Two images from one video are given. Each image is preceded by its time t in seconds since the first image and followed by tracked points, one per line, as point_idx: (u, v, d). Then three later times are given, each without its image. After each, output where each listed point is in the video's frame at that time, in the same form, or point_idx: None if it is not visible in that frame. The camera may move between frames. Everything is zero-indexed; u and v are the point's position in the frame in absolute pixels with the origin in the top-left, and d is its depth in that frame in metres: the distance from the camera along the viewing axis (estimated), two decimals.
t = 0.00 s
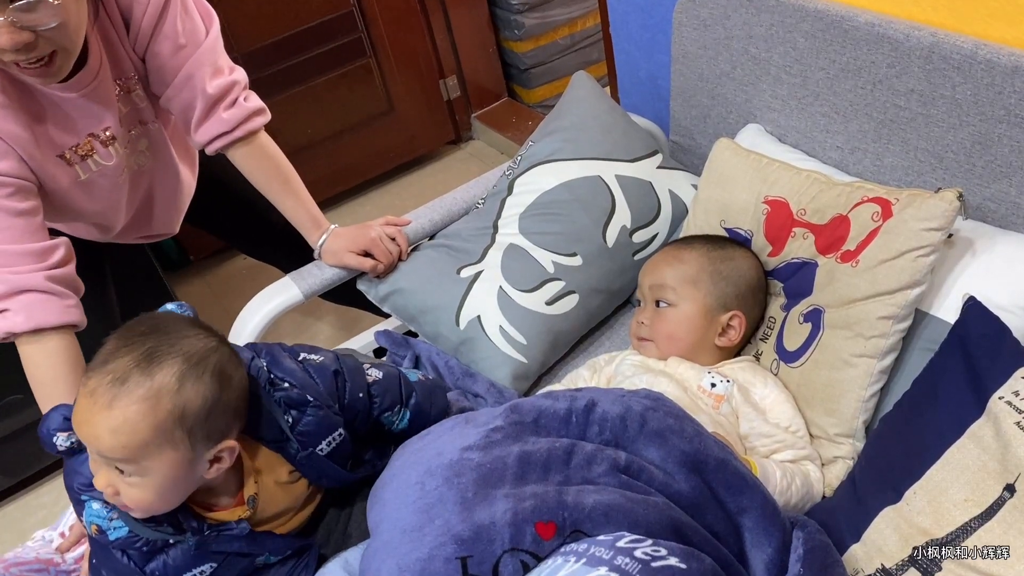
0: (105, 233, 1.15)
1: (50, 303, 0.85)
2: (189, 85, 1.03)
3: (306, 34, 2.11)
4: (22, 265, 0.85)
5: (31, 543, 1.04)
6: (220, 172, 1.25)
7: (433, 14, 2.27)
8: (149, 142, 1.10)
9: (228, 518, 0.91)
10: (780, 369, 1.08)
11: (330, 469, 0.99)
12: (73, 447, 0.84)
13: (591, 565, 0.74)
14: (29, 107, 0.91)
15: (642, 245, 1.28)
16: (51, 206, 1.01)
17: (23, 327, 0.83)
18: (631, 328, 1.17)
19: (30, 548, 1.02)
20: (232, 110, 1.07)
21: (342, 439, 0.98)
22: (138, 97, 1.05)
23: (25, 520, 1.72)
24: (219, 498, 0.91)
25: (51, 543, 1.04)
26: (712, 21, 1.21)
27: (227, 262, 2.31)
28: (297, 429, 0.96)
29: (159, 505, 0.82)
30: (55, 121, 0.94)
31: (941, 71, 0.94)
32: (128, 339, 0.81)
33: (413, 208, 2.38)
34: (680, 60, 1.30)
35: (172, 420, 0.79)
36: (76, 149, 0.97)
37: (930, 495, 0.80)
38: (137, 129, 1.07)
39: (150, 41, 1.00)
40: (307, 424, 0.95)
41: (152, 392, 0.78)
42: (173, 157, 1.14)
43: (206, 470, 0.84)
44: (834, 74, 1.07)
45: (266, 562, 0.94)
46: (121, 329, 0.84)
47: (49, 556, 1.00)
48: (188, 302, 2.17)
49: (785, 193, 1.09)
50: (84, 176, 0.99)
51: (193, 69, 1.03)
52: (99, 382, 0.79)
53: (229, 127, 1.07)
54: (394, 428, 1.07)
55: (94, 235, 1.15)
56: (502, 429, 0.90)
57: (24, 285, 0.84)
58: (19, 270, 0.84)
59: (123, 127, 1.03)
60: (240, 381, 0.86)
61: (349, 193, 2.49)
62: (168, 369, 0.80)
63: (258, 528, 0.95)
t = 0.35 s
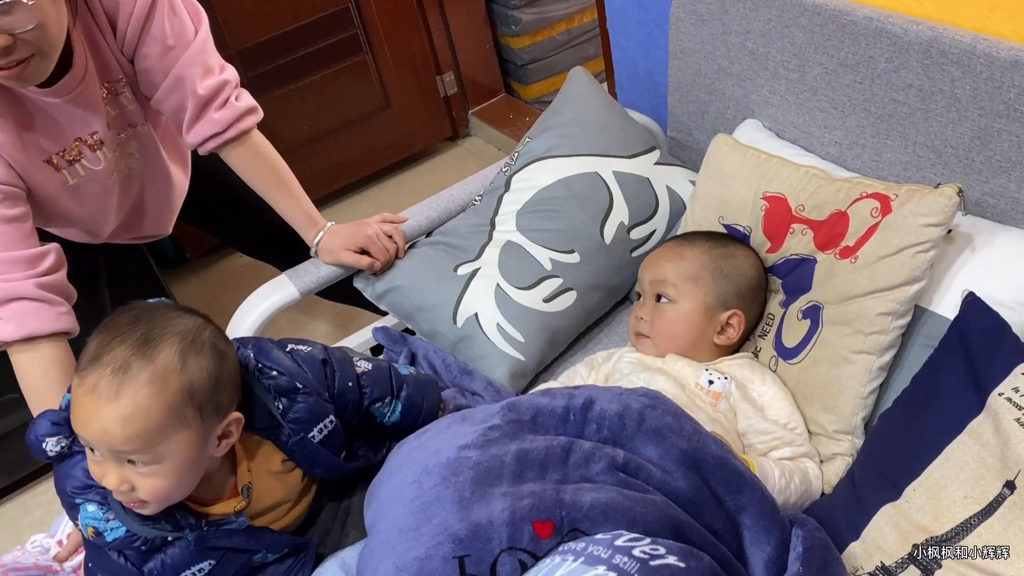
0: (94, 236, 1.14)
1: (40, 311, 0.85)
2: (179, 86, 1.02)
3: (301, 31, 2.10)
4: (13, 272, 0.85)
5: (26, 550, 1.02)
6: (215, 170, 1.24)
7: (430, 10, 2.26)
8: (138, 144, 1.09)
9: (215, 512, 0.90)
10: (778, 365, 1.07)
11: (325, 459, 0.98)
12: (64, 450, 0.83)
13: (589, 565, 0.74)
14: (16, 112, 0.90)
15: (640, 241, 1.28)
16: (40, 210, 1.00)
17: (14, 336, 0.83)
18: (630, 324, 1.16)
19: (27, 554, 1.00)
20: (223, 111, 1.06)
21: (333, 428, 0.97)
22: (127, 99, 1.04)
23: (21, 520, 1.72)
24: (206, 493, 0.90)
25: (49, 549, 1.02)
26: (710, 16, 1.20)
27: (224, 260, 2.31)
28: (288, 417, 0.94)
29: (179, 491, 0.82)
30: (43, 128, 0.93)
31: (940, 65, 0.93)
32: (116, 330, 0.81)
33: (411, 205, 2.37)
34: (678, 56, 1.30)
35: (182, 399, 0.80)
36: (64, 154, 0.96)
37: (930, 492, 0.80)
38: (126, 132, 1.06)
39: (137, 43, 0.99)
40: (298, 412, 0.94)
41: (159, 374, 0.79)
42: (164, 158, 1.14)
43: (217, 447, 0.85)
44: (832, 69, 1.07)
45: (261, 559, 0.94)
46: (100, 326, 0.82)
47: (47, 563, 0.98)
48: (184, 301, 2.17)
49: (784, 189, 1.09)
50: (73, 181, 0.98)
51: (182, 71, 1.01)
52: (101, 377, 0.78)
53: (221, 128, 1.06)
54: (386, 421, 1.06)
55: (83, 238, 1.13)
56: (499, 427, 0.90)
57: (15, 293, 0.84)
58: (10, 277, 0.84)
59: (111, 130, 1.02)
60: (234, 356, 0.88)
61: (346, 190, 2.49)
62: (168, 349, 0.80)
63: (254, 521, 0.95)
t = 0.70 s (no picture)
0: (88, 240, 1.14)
1: (39, 318, 0.86)
2: (170, 89, 1.02)
3: (295, 30, 2.09)
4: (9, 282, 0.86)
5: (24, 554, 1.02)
6: (211, 170, 1.24)
7: (425, 7, 2.26)
8: (130, 148, 1.09)
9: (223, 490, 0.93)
10: (773, 361, 1.07)
11: (311, 404, 1.02)
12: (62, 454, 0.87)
13: (585, 562, 0.74)
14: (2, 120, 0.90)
15: (635, 238, 1.28)
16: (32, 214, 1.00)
17: (13, 344, 0.85)
18: (658, 315, 1.12)
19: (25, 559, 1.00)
20: (215, 112, 1.05)
21: (311, 374, 1.03)
22: (116, 103, 1.04)
23: (17, 521, 1.71)
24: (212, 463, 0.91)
25: (48, 553, 1.02)
26: (704, 13, 1.20)
27: (220, 259, 2.30)
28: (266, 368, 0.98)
29: (230, 423, 0.88)
30: (33, 135, 0.94)
31: (934, 61, 0.93)
32: (102, 301, 0.78)
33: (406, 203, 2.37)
34: (673, 53, 1.30)
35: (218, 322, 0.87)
36: (53, 160, 0.96)
37: (925, 487, 0.80)
38: (117, 136, 1.06)
39: (125, 47, 0.98)
40: (277, 359, 0.99)
41: (175, 312, 0.80)
42: (157, 161, 1.13)
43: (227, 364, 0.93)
44: (826, 65, 1.07)
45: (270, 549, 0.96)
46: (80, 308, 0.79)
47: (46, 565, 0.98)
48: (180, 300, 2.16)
49: (781, 186, 1.09)
50: (64, 186, 0.99)
51: (172, 74, 1.01)
52: (127, 343, 0.78)
53: (214, 129, 1.05)
54: (361, 380, 1.10)
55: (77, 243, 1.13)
56: (495, 424, 0.90)
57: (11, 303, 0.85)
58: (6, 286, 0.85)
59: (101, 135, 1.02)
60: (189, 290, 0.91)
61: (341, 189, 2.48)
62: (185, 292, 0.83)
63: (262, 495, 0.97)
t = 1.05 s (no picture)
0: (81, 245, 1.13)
1: (31, 325, 0.87)
2: (160, 91, 1.01)
3: (288, 29, 2.09)
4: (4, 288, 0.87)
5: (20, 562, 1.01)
6: (201, 172, 1.23)
7: (418, 6, 2.25)
8: (120, 151, 1.08)
9: (255, 436, 0.92)
10: (770, 359, 1.08)
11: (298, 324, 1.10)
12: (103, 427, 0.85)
13: (579, 561, 0.74)
14: None
15: (629, 237, 1.28)
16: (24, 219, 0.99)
17: (8, 351, 0.86)
18: (671, 319, 1.10)
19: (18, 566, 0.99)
20: (206, 115, 1.05)
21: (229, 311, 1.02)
22: (105, 106, 1.04)
23: (13, 523, 1.71)
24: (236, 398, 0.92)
25: (45, 562, 1.01)
26: (697, 12, 1.20)
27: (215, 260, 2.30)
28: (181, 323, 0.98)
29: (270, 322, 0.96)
30: (24, 138, 0.94)
31: (925, 59, 0.93)
32: (146, 239, 0.81)
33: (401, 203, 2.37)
34: (665, 52, 1.30)
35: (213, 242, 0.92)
36: (45, 165, 0.96)
37: (918, 485, 0.80)
38: (106, 138, 1.05)
39: (114, 50, 0.98)
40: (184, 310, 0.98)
41: (197, 229, 0.85)
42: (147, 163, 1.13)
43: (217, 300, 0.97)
44: (818, 64, 1.07)
45: (284, 533, 0.99)
46: (129, 256, 0.79)
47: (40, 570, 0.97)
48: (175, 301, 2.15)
49: (775, 185, 1.09)
50: (55, 191, 0.99)
51: (162, 76, 1.01)
52: (201, 245, 0.82)
53: (205, 131, 1.05)
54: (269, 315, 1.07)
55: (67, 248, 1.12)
56: (490, 424, 0.90)
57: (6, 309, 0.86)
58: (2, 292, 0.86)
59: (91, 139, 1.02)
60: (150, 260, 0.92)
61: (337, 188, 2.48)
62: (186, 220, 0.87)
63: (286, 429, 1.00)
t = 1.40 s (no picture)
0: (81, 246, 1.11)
1: (34, 327, 0.86)
2: (158, 90, 1.01)
3: (282, 31, 2.08)
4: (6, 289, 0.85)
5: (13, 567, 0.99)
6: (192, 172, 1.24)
7: (412, 8, 2.25)
8: (119, 150, 1.07)
9: (262, 397, 0.96)
10: (764, 360, 1.08)
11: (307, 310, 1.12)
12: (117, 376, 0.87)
13: (574, 566, 0.74)
14: None
15: (623, 239, 1.28)
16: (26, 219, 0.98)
17: (10, 352, 0.85)
18: (666, 320, 1.10)
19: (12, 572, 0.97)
20: (202, 115, 1.05)
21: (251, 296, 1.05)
22: (105, 104, 1.03)
23: (5, 529, 1.70)
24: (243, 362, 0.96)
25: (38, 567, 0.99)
26: (690, 13, 1.20)
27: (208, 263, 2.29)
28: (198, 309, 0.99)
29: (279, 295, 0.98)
30: (31, 137, 0.93)
31: (918, 61, 0.93)
32: (163, 203, 0.85)
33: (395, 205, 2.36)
34: (658, 54, 1.30)
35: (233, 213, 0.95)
36: (51, 164, 0.96)
37: (912, 487, 0.80)
38: (106, 137, 1.04)
39: (114, 48, 0.98)
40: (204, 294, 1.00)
41: (218, 199, 0.88)
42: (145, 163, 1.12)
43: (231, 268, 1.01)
44: (811, 65, 1.07)
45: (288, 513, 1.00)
46: (145, 216, 0.83)
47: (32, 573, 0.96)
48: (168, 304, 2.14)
49: (769, 187, 1.08)
50: (62, 191, 0.98)
51: (161, 76, 1.01)
52: (214, 216, 0.85)
53: (200, 131, 1.05)
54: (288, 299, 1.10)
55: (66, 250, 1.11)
56: (485, 428, 0.90)
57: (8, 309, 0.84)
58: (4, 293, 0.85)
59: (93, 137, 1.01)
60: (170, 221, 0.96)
61: (332, 190, 2.47)
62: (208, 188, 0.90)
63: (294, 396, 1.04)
